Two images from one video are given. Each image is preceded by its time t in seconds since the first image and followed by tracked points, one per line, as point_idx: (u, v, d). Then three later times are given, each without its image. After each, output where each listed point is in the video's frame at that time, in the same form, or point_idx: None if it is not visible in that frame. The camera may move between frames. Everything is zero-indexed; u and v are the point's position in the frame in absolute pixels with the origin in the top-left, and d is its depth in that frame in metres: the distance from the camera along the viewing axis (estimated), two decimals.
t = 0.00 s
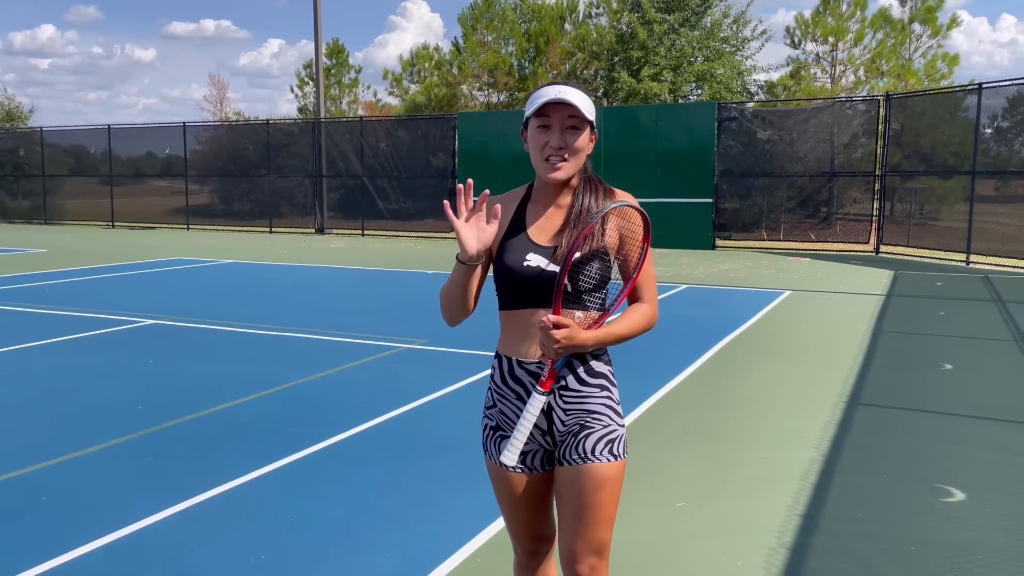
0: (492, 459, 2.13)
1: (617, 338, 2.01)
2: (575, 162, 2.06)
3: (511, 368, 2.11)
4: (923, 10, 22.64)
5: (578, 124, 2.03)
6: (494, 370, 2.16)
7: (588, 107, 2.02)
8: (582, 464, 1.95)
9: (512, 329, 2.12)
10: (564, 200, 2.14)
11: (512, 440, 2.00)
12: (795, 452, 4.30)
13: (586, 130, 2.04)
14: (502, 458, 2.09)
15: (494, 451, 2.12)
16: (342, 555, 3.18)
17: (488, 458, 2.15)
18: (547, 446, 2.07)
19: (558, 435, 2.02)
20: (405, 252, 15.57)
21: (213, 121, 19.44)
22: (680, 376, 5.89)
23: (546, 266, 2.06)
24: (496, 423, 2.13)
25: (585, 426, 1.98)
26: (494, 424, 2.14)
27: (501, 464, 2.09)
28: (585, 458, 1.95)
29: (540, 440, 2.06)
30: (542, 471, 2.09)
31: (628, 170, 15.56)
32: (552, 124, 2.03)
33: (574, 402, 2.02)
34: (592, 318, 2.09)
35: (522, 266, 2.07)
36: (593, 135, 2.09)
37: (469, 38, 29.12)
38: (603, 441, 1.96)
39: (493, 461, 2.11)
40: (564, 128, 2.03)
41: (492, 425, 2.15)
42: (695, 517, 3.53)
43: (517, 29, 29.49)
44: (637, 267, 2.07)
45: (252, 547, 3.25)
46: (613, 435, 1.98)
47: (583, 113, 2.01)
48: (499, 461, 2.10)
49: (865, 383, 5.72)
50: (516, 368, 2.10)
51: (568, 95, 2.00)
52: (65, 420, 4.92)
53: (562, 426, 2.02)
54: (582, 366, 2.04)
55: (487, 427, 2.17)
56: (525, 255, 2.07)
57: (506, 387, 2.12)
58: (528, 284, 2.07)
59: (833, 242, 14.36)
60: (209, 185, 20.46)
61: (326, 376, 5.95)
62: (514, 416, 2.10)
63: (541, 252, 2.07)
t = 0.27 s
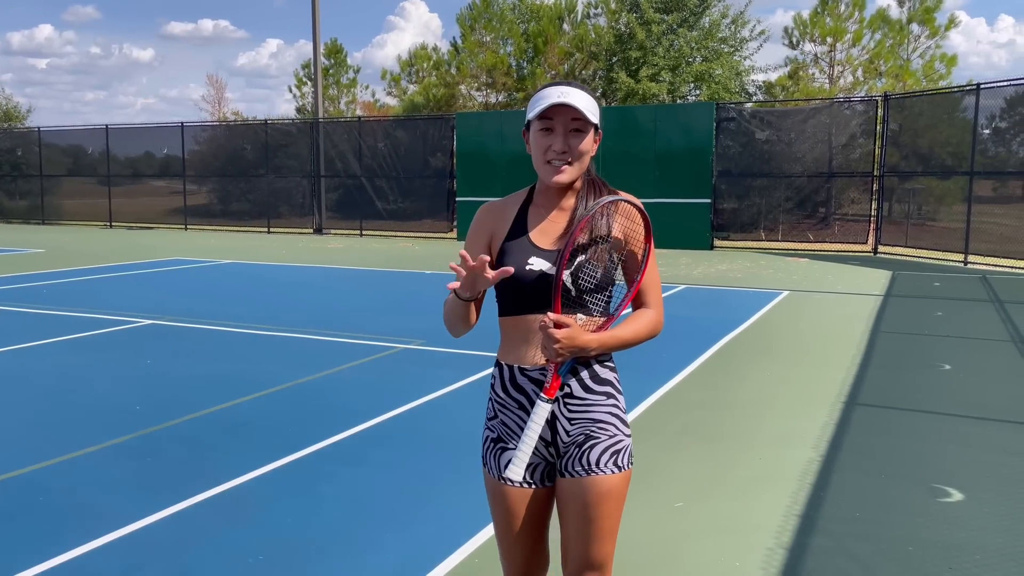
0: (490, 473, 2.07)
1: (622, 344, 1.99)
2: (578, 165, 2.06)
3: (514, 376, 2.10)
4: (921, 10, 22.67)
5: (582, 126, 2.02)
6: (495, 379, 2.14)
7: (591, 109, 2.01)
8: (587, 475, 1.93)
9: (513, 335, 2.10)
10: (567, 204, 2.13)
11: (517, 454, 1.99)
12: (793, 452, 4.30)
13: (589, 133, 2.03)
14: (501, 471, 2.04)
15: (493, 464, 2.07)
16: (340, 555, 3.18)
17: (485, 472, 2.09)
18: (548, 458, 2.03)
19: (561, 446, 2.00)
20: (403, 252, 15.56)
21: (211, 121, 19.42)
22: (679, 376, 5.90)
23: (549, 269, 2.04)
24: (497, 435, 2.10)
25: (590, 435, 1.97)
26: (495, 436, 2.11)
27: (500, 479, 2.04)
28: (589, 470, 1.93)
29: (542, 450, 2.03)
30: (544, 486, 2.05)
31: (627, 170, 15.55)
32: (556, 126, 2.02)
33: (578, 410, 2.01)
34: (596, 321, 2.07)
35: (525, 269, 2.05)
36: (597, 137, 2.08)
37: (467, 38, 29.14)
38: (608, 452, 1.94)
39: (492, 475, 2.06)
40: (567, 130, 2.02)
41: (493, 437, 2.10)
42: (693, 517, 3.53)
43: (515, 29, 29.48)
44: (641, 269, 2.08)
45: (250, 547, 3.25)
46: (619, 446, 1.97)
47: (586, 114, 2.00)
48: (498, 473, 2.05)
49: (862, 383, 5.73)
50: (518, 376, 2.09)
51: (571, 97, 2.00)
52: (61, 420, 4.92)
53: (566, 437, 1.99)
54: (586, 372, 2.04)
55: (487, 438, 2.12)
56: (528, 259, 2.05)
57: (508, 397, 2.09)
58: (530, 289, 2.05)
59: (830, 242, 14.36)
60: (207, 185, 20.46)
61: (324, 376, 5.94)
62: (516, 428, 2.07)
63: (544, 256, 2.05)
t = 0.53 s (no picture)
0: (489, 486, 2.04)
1: (626, 353, 1.98)
2: (579, 165, 2.05)
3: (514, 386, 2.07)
4: (919, 11, 22.69)
5: (582, 126, 2.01)
6: (495, 390, 2.11)
7: (593, 107, 2.01)
8: (590, 486, 1.93)
9: (513, 344, 2.07)
10: (567, 208, 2.14)
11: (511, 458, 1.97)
12: (790, 452, 4.31)
13: (590, 133, 2.02)
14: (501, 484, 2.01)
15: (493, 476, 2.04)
16: (339, 555, 3.18)
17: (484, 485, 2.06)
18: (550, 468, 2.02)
19: (563, 457, 1.99)
20: (402, 252, 15.56)
21: (210, 121, 19.42)
22: (678, 376, 5.91)
23: (550, 276, 2.03)
24: (497, 446, 2.07)
25: (593, 445, 1.96)
26: (495, 447, 2.08)
27: (498, 493, 2.01)
28: (592, 480, 1.93)
29: (544, 461, 2.01)
30: (543, 499, 2.03)
31: (625, 170, 15.56)
32: (556, 125, 2.01)
33: (580, 419, 1.99)
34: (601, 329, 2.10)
35: (525, 275, 2.03)
36: (598, 139, 2.07)
37: (465, 38, 29.15)
38: (611, 463, 1.94)
39: (489, 488, 2.02)
40: (567, 129, 2.01)
41: (493, 448, 2.08)
42: (692, 518, 3.53)
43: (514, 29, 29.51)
44: (648, 281, 2.08)
45: (249, 547, 3.25)
46: (621, 455, 1.96)
47: (588, 113, 2.00)
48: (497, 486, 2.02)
49: (859, 382, 5.75)
50: (518, 385, 2.06)
51: (573, 95, 1.99)
52: (60, 420, 4.92)
53: (569, 447, 1.98)
54: (589, 381, 2.02)
55: (486, 450, 2.10)
56: (527, 264, 2.03)
57: (508, 407, 2.07)
58: (531, 294, 2.03)
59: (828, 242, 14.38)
60: (206, 185, 20.45)
61: (323, 376, 5.95)
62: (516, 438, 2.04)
63: (544, 262, 2.04)
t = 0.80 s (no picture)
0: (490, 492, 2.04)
1: (625, 356, 1.98)
2: (580, 167, 2.05)
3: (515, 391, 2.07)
4: (917, 12, 22.71)
5: (583, 127, 2.02)
6: (495, 395, 2.11)
7: (593, 110, 2.01)
8: (593, 491, 1.93)
9: (511, 347, 2.08)
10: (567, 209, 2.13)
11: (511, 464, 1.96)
12: (789, 452, 4.31)
13: (591, 135, 2.03)
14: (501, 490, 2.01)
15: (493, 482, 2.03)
16: (337, 555, 3.18)
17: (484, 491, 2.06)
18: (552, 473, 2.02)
19: (564, 462, 1.98)
20: (401, 252, 15.56)
21: (208, 120, 19.41)
22: (676, 376, 5.92)
23: (549, 278, 2.02)
24: (498, 451, 2.07)
25: (595, 449, 1.96)
26: (495, 453, 2.07)
27: (500, 500, 2.00)
28: (594, 484, 1.93)
29: (546, 466, 2.01)
30: (546, 504, 2.02)
31: (624, 171, 15.55)
32: (556, 127, 2.02)
33: (582, 424, 1.99)
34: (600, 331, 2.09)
35: (524, 278, 2.03)
36: (599, 139, 2.08)
37: (463, 39, 29.15)
38: (613, 467, 1.95)
39: (491, 494, 2.02)
40: (568, 130, 2.02)
41: (493, 454, 2.07)
42: (691, 518, 3.54)
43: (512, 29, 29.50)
44: (648, 283, 2.08)
45: (247, 547, 3.25)
46: (624, 459, 1.97)
47: (589, 115, 2.00)
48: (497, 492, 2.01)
49: (857, 383, 5.76)
50: (519, 390, 2.06)
51: (573, 98, 1.99)
52: (59, 420, 4.91)
53: (571, 452, 1.98)
54: (590, 385, 2.01)
55: (487, 456, 2.08)
56: (526, 266, 2.03)
57: (508, 413, 2.07)
58: (530, 297, 2.03)
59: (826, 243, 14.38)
60: (204, 185, 20.44)
61: (321, 377, 5.94)
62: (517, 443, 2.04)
63: (543, 263, 2.03)
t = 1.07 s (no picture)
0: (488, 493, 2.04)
1: (625, 359, 1.98)
2: (579, 175, 2.05)
3: (513, 391, 2.06)
4: (915, 12, 22.73)
5: (580, 136, 2.02)
6: (493, 397, 2.10)
7: (589, 117, 1.99)
8: (591, 493, 1.93)
9: (510, 348, 2.08)
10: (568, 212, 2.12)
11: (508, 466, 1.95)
12: (787, 453, 4.31)
13: (588, 142, 2.03)
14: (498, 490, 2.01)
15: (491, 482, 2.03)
16: (335, 555, 3.17)
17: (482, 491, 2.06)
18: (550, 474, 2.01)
19: (563, 462, 1.98)
20: (399, 252, 15.55)
21: (206, 120, 19.40)
22: (675, 376, 5.92)
23: (551, 281, 2.02)
24: (496, 453, 2.06)
25: (594, 451, 1.95)
26: (493, 454, 2.07)
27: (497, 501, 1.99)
28: (592, 487, 1.92)
29: (544, 467, 2.00)
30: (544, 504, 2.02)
31: (622, 171, 15.56)
32: (553, 136, 2.02)
33: (581, 426, 1.98)
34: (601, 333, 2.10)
35: (525, 280, 2.03)
36: (597, 143, 2.07)
37: (462, 39, 29.15)
38: (612, 469, 1.94)
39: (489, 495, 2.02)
40: (565, 139, 2.02)
41: (491, 455, 2.07)
42: (689, 518, 3.53)
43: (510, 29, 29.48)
44: (648, 285, 2.07)
45: (245, 547, 3.24)
46: (623, 462, 1.96)
47: (584, 123, 1.98)
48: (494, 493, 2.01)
49: (856, 383, 5.76)
50: (518, 391, 2.05)
51: (569, 105, 1.98)
52: (57, 421, 4.90)
53: (569, 453, 1.97)
54: (590, 387, 2.00)
55: (486, 457, 2.08)
56: (527, 269, 2.03)
57: (507, 414, 2.06)
58: (531, 300, 2.03)
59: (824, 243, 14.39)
60: (202, 185, 20.41)
61: (320, 377, 5.94)
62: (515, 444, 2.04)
63: (544, 266, 2.03)
